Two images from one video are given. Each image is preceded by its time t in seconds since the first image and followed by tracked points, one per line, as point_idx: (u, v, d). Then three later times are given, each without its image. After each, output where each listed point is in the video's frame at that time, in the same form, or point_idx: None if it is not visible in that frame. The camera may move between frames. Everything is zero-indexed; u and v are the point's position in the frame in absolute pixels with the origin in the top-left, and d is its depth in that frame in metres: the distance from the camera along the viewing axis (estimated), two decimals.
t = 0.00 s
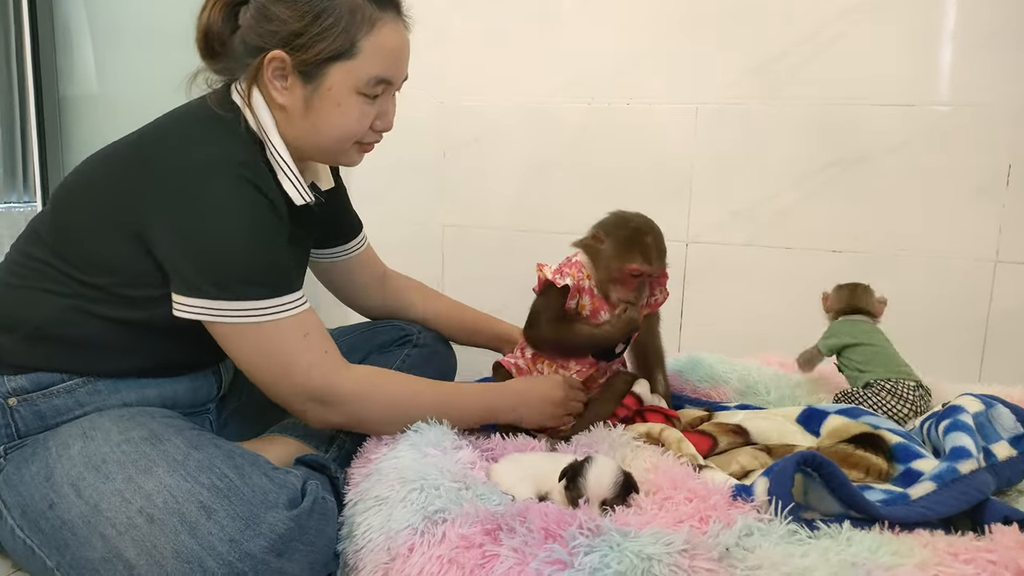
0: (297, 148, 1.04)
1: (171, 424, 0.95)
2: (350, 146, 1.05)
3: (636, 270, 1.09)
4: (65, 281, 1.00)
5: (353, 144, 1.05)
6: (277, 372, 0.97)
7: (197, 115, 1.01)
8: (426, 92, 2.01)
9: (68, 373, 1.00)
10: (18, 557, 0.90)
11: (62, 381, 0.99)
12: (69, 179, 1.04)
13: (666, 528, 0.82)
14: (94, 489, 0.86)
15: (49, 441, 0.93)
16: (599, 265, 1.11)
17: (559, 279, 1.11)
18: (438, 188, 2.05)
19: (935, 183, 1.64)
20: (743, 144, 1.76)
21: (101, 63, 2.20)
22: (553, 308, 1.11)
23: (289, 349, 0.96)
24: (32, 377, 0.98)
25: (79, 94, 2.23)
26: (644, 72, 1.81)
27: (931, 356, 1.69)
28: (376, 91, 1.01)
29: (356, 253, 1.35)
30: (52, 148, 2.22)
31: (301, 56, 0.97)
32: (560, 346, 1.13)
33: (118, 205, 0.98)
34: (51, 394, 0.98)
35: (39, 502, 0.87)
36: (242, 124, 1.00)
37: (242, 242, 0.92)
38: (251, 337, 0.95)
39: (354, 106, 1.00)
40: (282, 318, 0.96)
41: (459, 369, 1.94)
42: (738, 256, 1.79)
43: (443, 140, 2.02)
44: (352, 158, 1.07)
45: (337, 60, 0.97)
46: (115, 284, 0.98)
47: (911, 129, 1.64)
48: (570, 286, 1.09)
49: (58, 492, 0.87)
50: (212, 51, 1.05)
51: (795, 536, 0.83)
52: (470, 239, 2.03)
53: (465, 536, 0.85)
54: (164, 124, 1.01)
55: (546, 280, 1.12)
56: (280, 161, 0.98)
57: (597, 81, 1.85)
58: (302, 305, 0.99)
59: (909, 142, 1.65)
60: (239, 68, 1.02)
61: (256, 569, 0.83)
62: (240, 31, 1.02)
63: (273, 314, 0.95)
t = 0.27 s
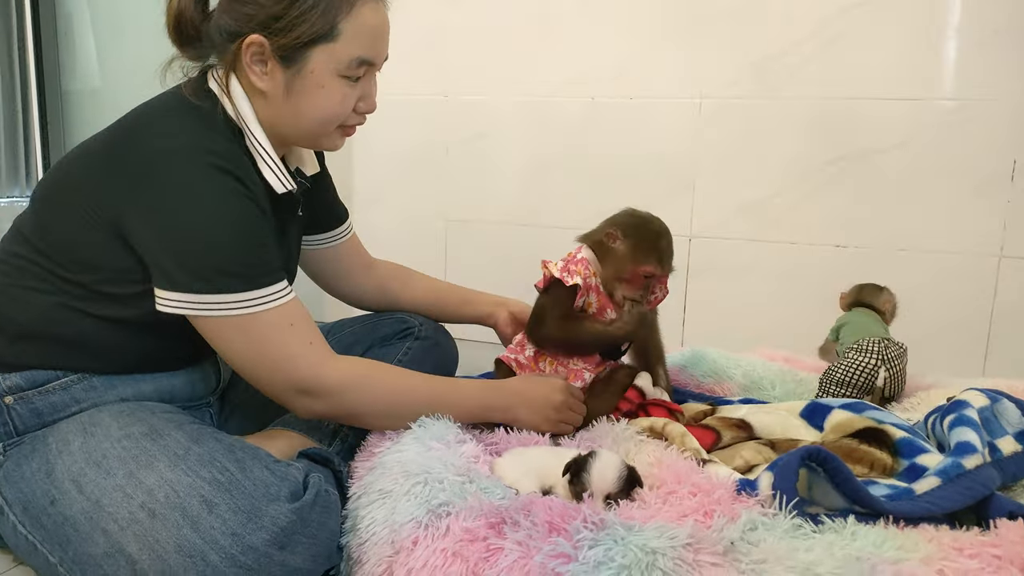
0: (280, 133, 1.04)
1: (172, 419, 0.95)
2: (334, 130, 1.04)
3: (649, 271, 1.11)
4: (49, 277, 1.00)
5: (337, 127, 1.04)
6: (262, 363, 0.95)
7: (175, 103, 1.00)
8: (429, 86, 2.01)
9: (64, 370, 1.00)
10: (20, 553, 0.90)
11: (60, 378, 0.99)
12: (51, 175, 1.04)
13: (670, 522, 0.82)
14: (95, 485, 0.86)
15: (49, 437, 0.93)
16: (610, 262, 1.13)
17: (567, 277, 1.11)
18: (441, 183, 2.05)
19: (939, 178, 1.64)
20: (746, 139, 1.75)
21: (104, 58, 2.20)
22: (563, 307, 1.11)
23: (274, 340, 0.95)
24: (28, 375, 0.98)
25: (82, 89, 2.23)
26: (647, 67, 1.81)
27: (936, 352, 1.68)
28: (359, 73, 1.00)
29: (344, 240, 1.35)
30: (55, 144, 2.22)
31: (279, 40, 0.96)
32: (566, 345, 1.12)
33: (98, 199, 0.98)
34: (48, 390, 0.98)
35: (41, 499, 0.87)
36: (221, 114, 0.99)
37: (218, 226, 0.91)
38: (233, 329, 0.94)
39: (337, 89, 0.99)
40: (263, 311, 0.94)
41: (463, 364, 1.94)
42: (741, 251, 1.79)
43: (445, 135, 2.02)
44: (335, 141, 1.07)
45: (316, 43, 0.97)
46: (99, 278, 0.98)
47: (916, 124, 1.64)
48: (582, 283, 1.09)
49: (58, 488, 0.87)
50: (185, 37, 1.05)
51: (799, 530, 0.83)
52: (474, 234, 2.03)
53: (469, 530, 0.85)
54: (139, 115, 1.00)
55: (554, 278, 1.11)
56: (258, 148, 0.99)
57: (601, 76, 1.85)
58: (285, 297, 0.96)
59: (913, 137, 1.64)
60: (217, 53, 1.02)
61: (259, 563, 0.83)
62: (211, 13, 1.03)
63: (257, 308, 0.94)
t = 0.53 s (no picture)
0: (275, 128, 1.04)
1: (172, 419, 0.95)
2: (328, 123, 1.05)
3: (662, 270, 1.13)
4: (45, 277, 1.01)
5: (332, 120, 1.05)
6: (274, 353, 0.95)
7: (163, 98, 1.00)
8: (432, 87, 2.01)
9: (63, 370, 1.00)
10: (23, 553, 0.91)
11: (56, 380, 0.99)
12: (45, 176, 1.04)
13: (672, 523, 0.82)
14: (95, 485, 0.86)
15: (49, 438, 0.93)
16: (619, 264, 1.14)
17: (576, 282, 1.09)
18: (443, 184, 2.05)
19: (943, 180, 1.64)
20: (749, 142, 1.75)
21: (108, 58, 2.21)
22: (575, 314, 1.10)
23: (277, 323, 0.94)
24: (26, 377, 0.99)
25: (87, 89, 2.23)
26: (651, 68, 1.81)
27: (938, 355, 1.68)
28: (354, 64, 1.01)
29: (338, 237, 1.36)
30: (59, 143, 2.22)
31: (275, 33, 0.97)
32: (581, 352, 1.11)
33: (93, 199, 0.98)
34: (47, 392, 0.99)
35: (42, 499, 0.88)
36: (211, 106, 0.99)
37: (206, 214, 0.91)
38: (240, 318, 0.93)
39: (333, 81, 1.00)
40: (267, 294, 0.94)
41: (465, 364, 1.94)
42: (743, 253, 1.79)
43: (449, 135, 2.02)
44: (329, 135, 1.08)
45: (313, 35, 0.97)
46: (96, 276, 0.99)
47: (919, 126, 1.64)
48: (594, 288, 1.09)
49: (59, 488, 0.87)
50: (174, 37, 1.04)
51: (802, 532, 0.83)
52: (476, 235, 2.03)
53: (471, 530, 0.85)
54: (128, 112, 1.00)
55: (564, 284, 1.09)
56: (250, 141, 0.99)
57: (604, 77, 1.85)
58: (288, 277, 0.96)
59: (916, 139, 1.64)
60: (209, 49, 1.02)
61: (260, 562, 0.84)
62: (199, 11, 1.02)
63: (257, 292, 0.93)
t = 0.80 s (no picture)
0: (290, 139, 1.04)
1: (172, 422, 0.95)
2: (343, 135, 1.06)
3: (667, 261, 1.14)
4: (59, 278, 1.01)
5: (347, 133, 1.05)
6: (313, 334, 0.94)
7: (176, 103, 1.02)
8: (431, 90, 2.02)
9: (65, 374, 1.00)
10: (22, 556, 0.91)
11: (60, 383, 0.99)
12: (59, 182, 1.05)
13: (670, 527, 0.82)
14: (95, 488, 0.86)
15: (50, 440, 0.93)
16: (623, 260, 1.15)
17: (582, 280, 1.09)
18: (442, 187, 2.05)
19: (941, 183, 1.64)
20: (747, 145, 1.76)
21: (109, 62, 2.22)
22: (582, 312, 1.10)
23: (318, 306, 0.94)
24: (29, 380, 0.98)
25: (87, 93, 2.24)
26: (649, 72, 1.81)
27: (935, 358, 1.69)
28: (368, 79, 1.02)
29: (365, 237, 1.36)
30: (59, 147, 2.23)
31: (290, 48, 0.97)
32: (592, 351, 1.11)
33: (107, 199, 0.99)
34: (48, 395, 0.98)
35: (41, 502, 0.88)
36: (221, 104, 1.01)
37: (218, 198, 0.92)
38: (278, 302, 0.93)
39: (348, 96, 1.01)
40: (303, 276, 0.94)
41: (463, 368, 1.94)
42: (742, 256, 1.79)
43: (448, 138, 2.02)
44: (344, 147, 1.08)
45: (327, 51, 0.97)
46: (110, 273, 0.99)
47: (917, 129, 1.64)
48: (599, 286, 1.09)
49: (59, 491, 0.87)
50: (193, 48, 1.07)
51: (799, 535, 0.83)
52: (475, 238, 2.03)
53: (469, 534, 0.85)
54: (143, 118, 1.02)
55: (570, 282, 1.09)
56: (266, 150, 1.00)
57: (603, 81, 1.86)
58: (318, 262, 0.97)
59: (915, 142, 1.65)
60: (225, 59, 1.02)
61: (257, 566, 0.84)
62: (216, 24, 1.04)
63: (286, 279, 0.93)
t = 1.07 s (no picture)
0: (319, 161, 1.06)
1: (168, 427, 0.95)
2: (370, 158, 1.07)
3: (660, 267, 1.15)
4: (77, 284, 1.00)
5: (373, 156, 1.07)
6: (344, 341, 0.94)
7: (210, 119, 1.02)
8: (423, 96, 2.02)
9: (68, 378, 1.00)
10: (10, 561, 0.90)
11: (64, 386, 0.99)
12: (79, 187, 1.05)
13: (659, 534, 0.82)
14: (90, 492, 0.86)
15: (46, 443, 0.93)
16: (618, 266, 1.15)
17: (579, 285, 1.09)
18: (433, 193, 2.05)
19: (930, 189, 1.65)
20: (738, 151, 1.76)
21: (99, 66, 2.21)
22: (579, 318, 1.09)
23: (350, 314, 0.94)
24: (32, 381, 0.98)
25: (78, 97, 2.23)
26: (641, 78, 1.82)
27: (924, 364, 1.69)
28: (395, 103, 1.03)
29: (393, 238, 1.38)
30: (48, 150, 2.22)
31: (321, 76, 0.98)
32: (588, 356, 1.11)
33: (132, 207, 0.99)
34: (49, 396, 0.98)
35: (35, 505, 0.87)
36: (252, 120, 1.02)
37: (257, 213, 0.92)
38: (309, 308, 0.93)
39: (376, 120, 1.02)
40: (333, 286, 0.94)
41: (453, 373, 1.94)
42: (733, 262, 1.80)
43: (440, 144, 2.02)
44: (371, 168, 1.10)
45: (358, 78, 0.99)
46: (133, 282, 0.99)
47: (907, 136, 1.65)
48: (595, 293, 1.09)
49: (53, 494, 0.87)
50: (220, 68, 1.05)
51: (789, 542, 0.83)
52: (466, 244, 2.03)
53: (459, 542, 0.85)
54: (174, 129, 1.02)
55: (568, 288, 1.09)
56: (298, 174, 1.01)
57: (595, 87, 1.86)
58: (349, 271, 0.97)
59: (904, 149, 1.66)
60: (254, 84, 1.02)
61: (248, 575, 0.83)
62: (247, 47, 1.02)
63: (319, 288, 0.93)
